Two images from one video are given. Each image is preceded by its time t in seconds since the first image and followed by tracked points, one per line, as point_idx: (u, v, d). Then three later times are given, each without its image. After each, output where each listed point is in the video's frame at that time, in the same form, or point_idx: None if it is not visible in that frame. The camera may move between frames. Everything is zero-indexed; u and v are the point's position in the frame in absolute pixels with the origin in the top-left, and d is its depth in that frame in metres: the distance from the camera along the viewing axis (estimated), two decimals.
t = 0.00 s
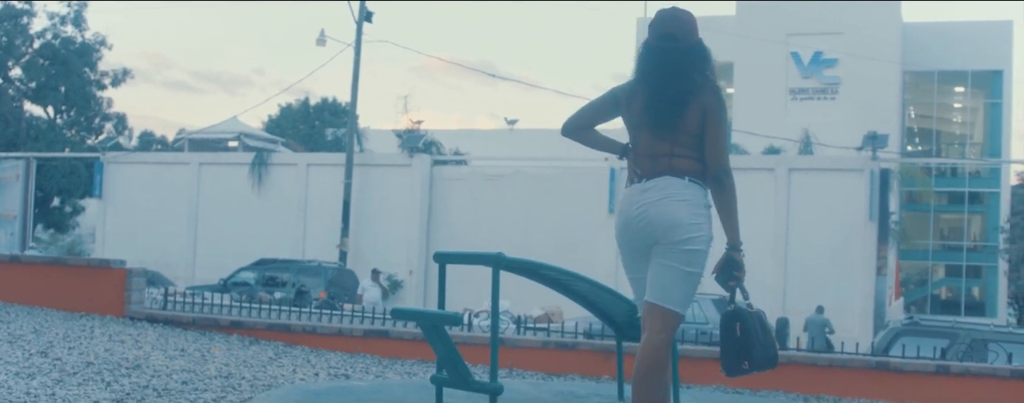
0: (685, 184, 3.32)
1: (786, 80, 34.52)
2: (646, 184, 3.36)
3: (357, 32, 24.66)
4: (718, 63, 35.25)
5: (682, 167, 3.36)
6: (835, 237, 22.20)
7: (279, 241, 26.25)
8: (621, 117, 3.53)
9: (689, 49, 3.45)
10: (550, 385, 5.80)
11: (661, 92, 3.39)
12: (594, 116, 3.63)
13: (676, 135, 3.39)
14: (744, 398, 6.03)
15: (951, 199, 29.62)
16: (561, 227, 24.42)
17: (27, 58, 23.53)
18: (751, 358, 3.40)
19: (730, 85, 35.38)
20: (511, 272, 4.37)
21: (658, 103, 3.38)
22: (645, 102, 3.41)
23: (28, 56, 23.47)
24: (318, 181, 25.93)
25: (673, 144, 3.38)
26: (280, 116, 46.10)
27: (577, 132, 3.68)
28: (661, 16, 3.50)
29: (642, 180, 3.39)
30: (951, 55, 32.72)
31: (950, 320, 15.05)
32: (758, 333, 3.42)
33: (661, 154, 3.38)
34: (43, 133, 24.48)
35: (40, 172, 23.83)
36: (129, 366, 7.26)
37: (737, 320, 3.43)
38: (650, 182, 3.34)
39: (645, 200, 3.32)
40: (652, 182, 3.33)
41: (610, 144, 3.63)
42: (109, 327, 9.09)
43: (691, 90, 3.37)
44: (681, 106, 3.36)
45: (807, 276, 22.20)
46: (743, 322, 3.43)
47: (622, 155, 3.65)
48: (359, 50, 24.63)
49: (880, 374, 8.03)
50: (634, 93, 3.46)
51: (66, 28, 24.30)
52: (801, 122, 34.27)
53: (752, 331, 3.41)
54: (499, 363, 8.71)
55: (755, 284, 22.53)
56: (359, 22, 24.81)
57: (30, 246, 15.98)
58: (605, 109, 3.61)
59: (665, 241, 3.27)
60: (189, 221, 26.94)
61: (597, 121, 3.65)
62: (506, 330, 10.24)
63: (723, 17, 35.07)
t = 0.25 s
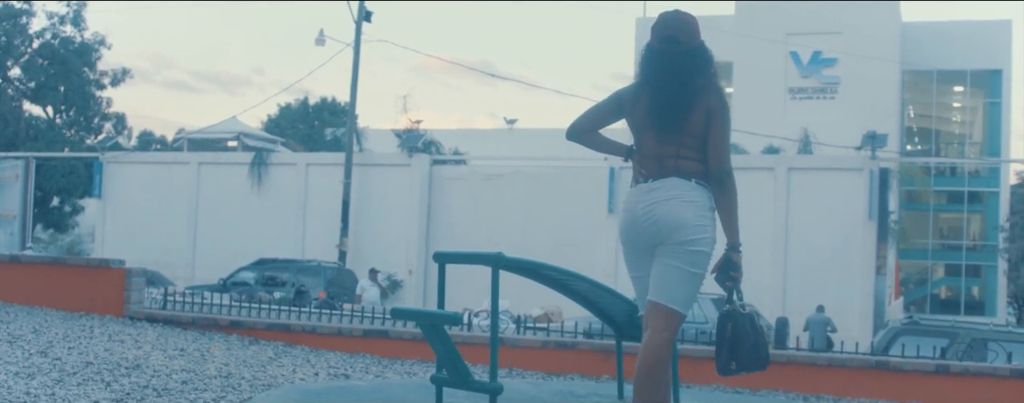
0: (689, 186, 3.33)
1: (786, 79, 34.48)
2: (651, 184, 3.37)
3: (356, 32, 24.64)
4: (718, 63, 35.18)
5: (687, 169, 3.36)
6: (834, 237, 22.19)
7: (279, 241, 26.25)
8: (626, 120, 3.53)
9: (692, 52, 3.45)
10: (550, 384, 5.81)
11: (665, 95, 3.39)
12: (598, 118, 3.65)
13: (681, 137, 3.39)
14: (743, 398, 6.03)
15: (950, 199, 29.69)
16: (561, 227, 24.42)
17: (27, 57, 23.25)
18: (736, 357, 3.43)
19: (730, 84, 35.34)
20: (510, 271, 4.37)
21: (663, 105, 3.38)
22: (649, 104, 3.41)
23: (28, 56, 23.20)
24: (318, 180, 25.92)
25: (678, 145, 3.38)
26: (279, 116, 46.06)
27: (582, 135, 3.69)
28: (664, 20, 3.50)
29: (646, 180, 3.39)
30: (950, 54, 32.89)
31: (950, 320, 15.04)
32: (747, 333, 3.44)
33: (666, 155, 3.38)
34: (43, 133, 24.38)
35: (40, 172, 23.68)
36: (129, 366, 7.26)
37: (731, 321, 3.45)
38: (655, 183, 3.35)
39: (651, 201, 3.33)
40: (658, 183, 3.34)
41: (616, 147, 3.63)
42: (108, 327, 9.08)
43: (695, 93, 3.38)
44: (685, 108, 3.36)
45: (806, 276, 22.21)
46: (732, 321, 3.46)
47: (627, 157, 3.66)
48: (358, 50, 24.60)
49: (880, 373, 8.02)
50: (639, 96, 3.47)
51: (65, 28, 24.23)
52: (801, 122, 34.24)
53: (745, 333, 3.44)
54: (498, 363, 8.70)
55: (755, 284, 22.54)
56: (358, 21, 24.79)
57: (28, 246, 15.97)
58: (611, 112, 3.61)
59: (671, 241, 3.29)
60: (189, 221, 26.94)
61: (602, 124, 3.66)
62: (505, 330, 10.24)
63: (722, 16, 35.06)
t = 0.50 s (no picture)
0: (696, 188, 3.34)
1: (786, 79, 34.49)
2: (659, 186, 3.37)
3: (356, 31, 24.65)
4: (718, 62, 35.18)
5: (695, 171, 3.36)
6: (835, 237, 22.19)
7: (279, 241, 26.25)
8: (631, 121, 3.53)
9: (697, 55, 3.45)
10: (551, 385, 5.80)
11: (669, 96, 3.40)
12: (603, 120, 3.65)
13: (687, 139, 3.40)
14: (744, 398, 6.03)
15: (951, 198, 29.75)
16: (561, 227, 24.42)
17: (27, 57, 23.22)
18: (722, 354, 3.43)
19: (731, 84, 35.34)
20: (511, 271, 4.36)
21: (668, 106, 3.39)
22: (656, 106, 3.42)
23: (28, 56, 23.17)
24: (318, 180, 25.92)
25: (686, 147, 3.39)
26: (280, 116, 46.04)
27: (586, 137, 3.69)
28: (667, 22, 3.50)
29: (654, 181, 3.39)
30: (950, 54, 32.88)
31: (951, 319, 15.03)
32: (735, 331, 3.43)
33: (673, 157, 3.38)
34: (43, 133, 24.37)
35: (40, 173, 23.68)
36: (129, 366, 7.26)
37: (723, 320, 3.44)
38: (663, 184, 3.35)
39: (658, 202, 3.34)
40: (665, 184, 3.34)
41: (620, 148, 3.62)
42: (109, 327, 9.08)
43: (701, 95, 3.39)
44: (690, 110, 3.37)
45: (807, 275, 22.20)
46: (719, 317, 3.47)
47: (632, 158, 3.66)
48: (358, 50, 24.61)
49: (881, 373, 8.02)
50: (644, 98, 3.47)
51: (66, 29, 24.20)
52: (801, 121, 34.24)
53: (736, 331, 3.43)
54: (499, 363, 8.70)
55: (756, 284, 22.52)
56: (359, 21, 24.80)
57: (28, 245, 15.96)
58: (616, 114, 3.61)
59: (676, 242, 3.30)
60: (189, 221, 26.94)
61: (608, 126, 3.66)
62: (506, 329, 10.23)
63: (722, 16, 35.06)
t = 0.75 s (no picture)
0: (701, 190, 3.36)
1: (786, 79, 34.50)
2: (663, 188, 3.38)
3: (356, 32, 24.65)
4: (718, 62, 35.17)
5: (698, 173, 3.38)
6: (835, 237, 22.19)
7: (279, 241, 26.26)
8: (634, 122, 3.54)
9: (699, 56, 3.45)
10: (552, 385, 5.80)
11: (671, 98, 3.41)
12: (607, 121, 3.64)
13: (691, 141, 3.41)
14: (744, 398, 6.03)
15: (951, 198, 29.79)
16: (561, 227, 24.42)
17: (27, 58, 23.18)
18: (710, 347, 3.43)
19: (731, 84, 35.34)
20: (511, 271, 4.36)
21: (671, 108, 3.40)
22: (659, 108, 3.43)
23: (28, 56, 23.12)
24: (318, 180, 25.93)
25: (689, 149, 3.40)
26: (280, 117, 46.01)
27: (590, 138, 3.69)
28: (670, 23, 3.50)
29: (658, 183, 3.41)
30: (950, 54, 32.89)
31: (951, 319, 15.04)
32: (728, 327, 3.42)
33: (678, 159, 3.39)
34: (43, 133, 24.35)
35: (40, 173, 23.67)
36: (129, 366, 7.25)
37: (719, 317, 3.44)
38: (667, 186, 3.36)
39: (664, 203, 3.35)
40: (668, 185, 3.36)
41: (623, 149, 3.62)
42: (109, 327, 9.09)
43: (704, 97, 3.39)
44: (693, 112, 3.38)
45: (806, 275, 22.20)
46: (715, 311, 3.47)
47: (636, 159, 3.67)
48: (358, 50, 24.61)
49: (881, 372, 8.01)
50: (648, 100, 3.47)
51: (66, 29, 24.20)
52: (801, 121, 34.25)
53: (730, 326, 3.42)
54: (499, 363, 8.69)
55: (756, 284, 22.52)
56: (359, 21, 24.80)
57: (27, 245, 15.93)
58: (620, 116, 3.62)
59: (681, 243, 3.32)
60: (189, 221, 26.94)
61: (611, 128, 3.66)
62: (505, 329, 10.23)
63: (722, 16, 35.05)
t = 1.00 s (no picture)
0: (703, 193, 3.40)
1: (786, 79, 34.50)
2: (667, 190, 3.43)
3: (356, 32, 24.64)
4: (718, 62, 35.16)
5: (702, 175, 3.43)
6: (835, 237, 22.20)
7: (279, 242, 26.26)
8: (636, 123, 3.57)
9: (700, 59, 3.50)
10: (552, 385, 5.80)
11: (674, 99, 3.45)
12: (610, 122, 3.66)
13: (694, 143, 3.45)
14: (744, 398, 6.03)
15: (950, 198, 29.84)
16: (561, 227, 24.43)
17: (26, 59, 23.06)
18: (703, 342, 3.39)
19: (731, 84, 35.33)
20: (511, 272, 4.37)
21: (674, 110, 3.44)
22: (662, 109, 3.46)
23: (27, 57, 22.99)
24: (318, 181, 25.93)
25: (692, 152, 3.44)
26: (280, 117, 45.96)
27: (593, 141, 3.71)
28: (672, 27, 3.54)
29: (661, 185, 3.45)
30: (950, 54, 32.91)
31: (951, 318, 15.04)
32: (720, 322, 3.37)
33: (681, 161, 3.44)
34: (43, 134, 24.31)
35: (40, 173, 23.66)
36: (130, 367, 7.25)
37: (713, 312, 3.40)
38: (671, 187, 3.41)
39: (667, 205, 3.40)
40: (672, 187, 3.41)
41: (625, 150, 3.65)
42: (109, 328, 9.09)
43: (707, 100, 3.43)
44: (696, 114, 3.42)
45: (806, 276, 22.20)
46: (711, 307, 3.45)
47: (638, 159, 3.69)
48: (358, 50, 24.60)
49: (881, 372, 8.01)
50: (650, 101, 3.51)
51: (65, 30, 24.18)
52: (801, 121, 34.24)
53: (723, 321, 3.37)
54: (499, 364, 8.69)
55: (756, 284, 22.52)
56: (359, 22, 24.80)
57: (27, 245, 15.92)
58: (622, 117, 3.64)
59: (687, 247, 3.39)
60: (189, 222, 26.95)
61: (613, 130, 3.68)
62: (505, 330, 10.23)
63: (722, 16, 35.03)
